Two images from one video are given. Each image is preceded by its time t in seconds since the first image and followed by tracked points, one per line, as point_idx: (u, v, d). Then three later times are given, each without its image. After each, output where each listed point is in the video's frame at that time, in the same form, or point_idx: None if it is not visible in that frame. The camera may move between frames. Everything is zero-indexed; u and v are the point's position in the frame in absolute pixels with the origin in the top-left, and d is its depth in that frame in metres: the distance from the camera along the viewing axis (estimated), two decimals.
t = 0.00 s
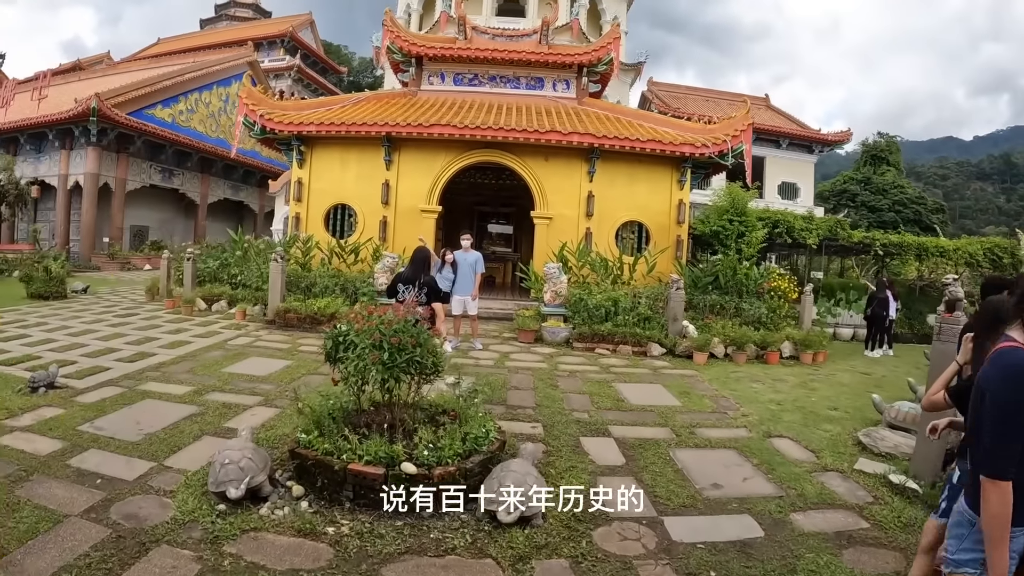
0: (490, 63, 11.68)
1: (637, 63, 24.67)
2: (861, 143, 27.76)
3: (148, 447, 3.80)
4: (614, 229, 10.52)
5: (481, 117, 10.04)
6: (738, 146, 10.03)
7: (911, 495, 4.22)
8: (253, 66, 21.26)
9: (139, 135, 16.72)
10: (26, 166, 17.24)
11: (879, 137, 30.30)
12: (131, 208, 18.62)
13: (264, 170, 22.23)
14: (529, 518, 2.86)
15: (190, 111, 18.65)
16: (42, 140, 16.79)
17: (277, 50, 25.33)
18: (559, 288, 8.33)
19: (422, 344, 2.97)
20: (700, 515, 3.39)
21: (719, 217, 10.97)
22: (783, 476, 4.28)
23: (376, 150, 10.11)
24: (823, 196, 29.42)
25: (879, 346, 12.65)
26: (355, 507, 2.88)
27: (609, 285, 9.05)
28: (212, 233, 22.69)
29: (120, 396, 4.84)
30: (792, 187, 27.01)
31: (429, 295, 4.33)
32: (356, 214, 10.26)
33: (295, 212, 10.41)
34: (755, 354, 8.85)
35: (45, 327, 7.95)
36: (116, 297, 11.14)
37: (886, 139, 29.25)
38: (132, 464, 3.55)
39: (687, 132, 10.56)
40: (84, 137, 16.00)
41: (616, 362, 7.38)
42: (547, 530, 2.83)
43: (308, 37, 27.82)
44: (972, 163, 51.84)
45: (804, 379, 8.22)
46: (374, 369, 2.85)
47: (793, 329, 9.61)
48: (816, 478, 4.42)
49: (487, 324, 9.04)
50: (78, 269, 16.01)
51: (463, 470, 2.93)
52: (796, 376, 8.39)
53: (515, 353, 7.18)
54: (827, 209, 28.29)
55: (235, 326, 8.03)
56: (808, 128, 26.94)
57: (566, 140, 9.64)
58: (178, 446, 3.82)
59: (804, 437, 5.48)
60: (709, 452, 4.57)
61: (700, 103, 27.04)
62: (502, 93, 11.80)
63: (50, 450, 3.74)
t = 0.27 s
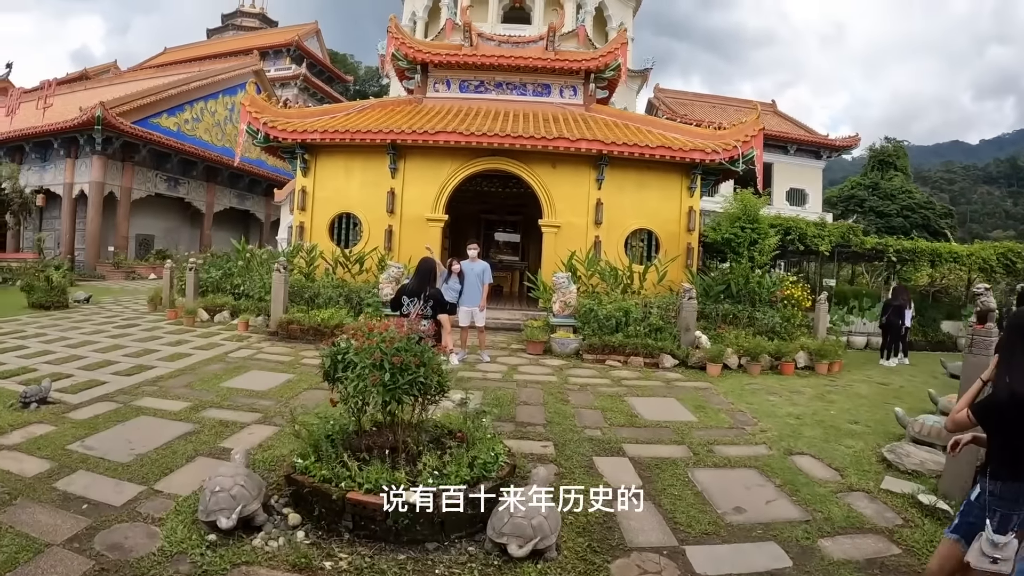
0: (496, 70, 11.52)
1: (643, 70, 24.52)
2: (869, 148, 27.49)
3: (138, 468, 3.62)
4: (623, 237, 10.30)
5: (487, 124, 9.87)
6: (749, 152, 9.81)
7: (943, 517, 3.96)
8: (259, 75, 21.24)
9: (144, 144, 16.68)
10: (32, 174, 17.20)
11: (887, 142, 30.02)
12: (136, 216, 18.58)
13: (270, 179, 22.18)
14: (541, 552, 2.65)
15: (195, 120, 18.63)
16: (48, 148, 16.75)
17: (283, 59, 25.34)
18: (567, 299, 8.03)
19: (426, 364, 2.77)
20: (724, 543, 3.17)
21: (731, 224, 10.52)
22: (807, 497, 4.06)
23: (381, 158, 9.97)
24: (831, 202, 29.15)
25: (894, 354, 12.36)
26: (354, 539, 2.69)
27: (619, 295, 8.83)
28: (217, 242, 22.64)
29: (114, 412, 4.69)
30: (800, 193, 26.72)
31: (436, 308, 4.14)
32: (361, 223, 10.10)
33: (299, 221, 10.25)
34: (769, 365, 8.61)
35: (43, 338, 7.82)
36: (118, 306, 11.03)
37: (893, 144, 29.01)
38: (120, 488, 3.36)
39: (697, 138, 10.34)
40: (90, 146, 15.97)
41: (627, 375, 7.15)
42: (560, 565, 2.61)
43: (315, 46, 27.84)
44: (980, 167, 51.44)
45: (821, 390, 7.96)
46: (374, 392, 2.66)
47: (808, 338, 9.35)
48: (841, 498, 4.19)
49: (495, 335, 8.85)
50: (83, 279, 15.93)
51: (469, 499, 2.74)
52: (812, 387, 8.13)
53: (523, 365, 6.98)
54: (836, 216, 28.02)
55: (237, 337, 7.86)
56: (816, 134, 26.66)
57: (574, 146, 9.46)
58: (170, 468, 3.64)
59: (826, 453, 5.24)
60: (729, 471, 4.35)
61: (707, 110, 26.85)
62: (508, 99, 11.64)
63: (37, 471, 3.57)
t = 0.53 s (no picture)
0: (503, 81, 11.39)
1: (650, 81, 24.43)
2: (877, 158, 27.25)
3: (123, 492, 3.42)
4: (634, 249, 10.07)
5: (494, 135, 9.71)
6: (761, 161, 9.56)
7: (983, 542, 3.68)
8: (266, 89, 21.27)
9: (150, 157, 16.65)
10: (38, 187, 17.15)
11: (894, 152, 29.76)
12: (142, 230, 18.55)
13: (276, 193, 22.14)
14: None
15: (202, 134, 18.64)
16: (54, 160, 16.73)
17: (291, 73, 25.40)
18: (578, 312, 7.90)
19: (430, 385, 2.57)
20: None
21: (743, 235, 10.16)
22: (837, 521, 3.80)
23: (386, 170, 9.83)
24: (839, 213, 28.89)
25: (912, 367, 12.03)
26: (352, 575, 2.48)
27: (630, 308, 8.59)
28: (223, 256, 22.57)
29: (104, 431, 4.54)
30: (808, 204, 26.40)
31: (442, 324, 3.91)
32: (366, 236, 9.94)
33: (303, 234, 10.09)
34: (786, 379, 8.32)
35: (41, 352, 7.65)
36: (119, 320, 10.92)
37: (900, 154, 28.87)
38: (103, 514, 3.15)
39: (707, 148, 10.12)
40: (96, 158, 15.95)
41: (640, 391, 6.90)
42: None
43: (322, 61, 27.93)
44: (987, 176, 51.10)
45: (841, 406, 7.66)
46: (373, 416, 2.44)
47: (825, 351, 9.07)
48: (873, 522, 3.91)
49: (503, 350, 8.62)
50: (88, 292, 15.86)
51: (478, 532, 2.53)
52: (832, 402, 7.84)
53: (532, 381, 6.74)
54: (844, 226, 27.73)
55: (238, 352, 7.69)
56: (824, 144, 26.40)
57: (583, 157, 9.27)
58: (157, 492, 3.44)
59: (854, 473, 4.96)
60: (754, 495, 4.09)
61: (714, 121, 26.70)
62: (516, 110, 11.49)
63: (18, 494, 3.39)
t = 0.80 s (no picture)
0: (510, 98, 11.29)
1: (656, 97, 24.41)
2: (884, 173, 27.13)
3: (108, 528, 3.21)
4: (643, 268, 9.85)
5: (501, 153, 9.58)
6: (772, 176, 9.34)
7: None
8: (273, 107, 21.34)
9: (156, 173, 16.65)
10: (45, 203, 17.11)
11: (901, 165, 29.56)
12: (148, 247, 18.52)
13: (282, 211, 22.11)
14: None
15: (209, 150, 18.73)
16: (61, 176, 16.74)
17: (298, 91, 25.52)
18: (587, 334, 7.66)
19: (433, 424, 2.37)
20: None
21: (756, 253, 9.82)
22: (869, 559, 3.55)
23: (391, 188, 9.71)
24: (847, 228, 28.64)
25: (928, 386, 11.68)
26: None
27: (641, 329, 8.35)
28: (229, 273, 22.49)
29: (94, 458, 4.35)
30: (816, 220, 26.02)
31: (447, 352, 3.70)
32: (371, 255, 9.79)
33: (307, 252, 9.93)
34: (803, 403, 8.03)
35: (38, 371, 7.50)
36: (121, 338, 10.79)
37: (907, 168, 28.71)
38: (84, 554, 2.95)
39: (717, 164, 9.91)
40: (102, 174, 15.95)
41: (653, 416, 6.63)
42: None
43: (329, 80, 28.07)
44: (993, 188, 50.87)
45: (861, 429, 7.35)
46: (371, 459, 2.24)
47: (841, 372, 8.79)
48: (909, 561, 3.63)
49: (511, 372, 8.39)
50: (91, 309, 15.78)
51: None
52: (851, 425, 7.54)
53: (540, 406, 6.50)
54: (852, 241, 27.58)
55: (238, 373, 7.50)
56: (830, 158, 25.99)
57: (592, 175, 9.10)
58: (144, 528, 3.23)
59: (880, 504, 4.67)
60: (779, 532, 3.82)
61: (721, 137, 26.59)
62: (523, 127, 11.37)
63: None
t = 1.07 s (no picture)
0: (513, 113, 11.22)
1: (659, 113, 24.41)
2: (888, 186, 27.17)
3: (85, 556, 3.04)
4: (649, 284, 9.67)
5: (504, 168, 9.47)
6: (780, 190, 9.17)
7: None
8: (277, 124, 21.40)
9: (159, 188, 16.65)
10: (48, 216, 17.10)
11: (906, 178, 29.54)
12: (151, 263, 18.49)
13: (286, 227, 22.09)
14: None
15: (213, 166, 18.78)
16: (64, 190, 16.75)
17: (303, 109, 25.63)
18: (593, 352, 7.49)
19: (427, 456, 2.21)
20: None
21: (765, 268, 9.65)
22: None
23: (393, 204, 9.61)
24: (852, 242, 28.46)
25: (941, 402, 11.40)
26: None
27: (648, 347, 8.15)
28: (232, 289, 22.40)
29: (78, 480, 4.21)
30: (822, 235, 25.76)
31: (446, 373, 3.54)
32: (373, 272, 9.65)
33: (308, 269, 9.80)
34: (814, 421, 7.81)
35: (32, 388, 7.37)
36: (119, 354, 10.69)
37: (911, 181, 28.62)
38: None
39: (723, 178, 9.76)
40: (105, 188, 15.95)
41: (661, 437, 6.42)
42: None
43: (334, 97, 28.21)
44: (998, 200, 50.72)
45: (877, 449, 7.10)
46: (357, 492, 2.07)
47: (853, 389, 8.57)
48: None
49: (515, 391, 8.19)
50: (93, 324, 15.71)
51: None
52: (865, 444, 7.30)
53: (544, 427, 6.30)
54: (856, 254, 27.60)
55: (236, 391, 7.35)
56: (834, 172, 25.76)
57: (597, 190, 8.97)
58: (123, 557, 3.05)
59: (902, 529, 4.43)
60: (798, 562, 3.60)
61: (725, 152, 26.54)
62: (526, 142, 11.27)
63: None
